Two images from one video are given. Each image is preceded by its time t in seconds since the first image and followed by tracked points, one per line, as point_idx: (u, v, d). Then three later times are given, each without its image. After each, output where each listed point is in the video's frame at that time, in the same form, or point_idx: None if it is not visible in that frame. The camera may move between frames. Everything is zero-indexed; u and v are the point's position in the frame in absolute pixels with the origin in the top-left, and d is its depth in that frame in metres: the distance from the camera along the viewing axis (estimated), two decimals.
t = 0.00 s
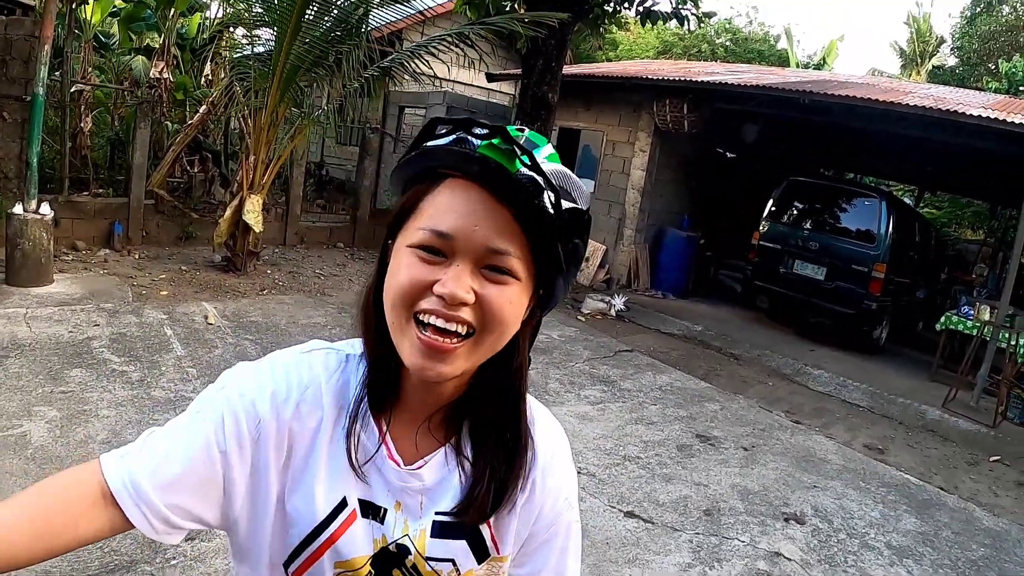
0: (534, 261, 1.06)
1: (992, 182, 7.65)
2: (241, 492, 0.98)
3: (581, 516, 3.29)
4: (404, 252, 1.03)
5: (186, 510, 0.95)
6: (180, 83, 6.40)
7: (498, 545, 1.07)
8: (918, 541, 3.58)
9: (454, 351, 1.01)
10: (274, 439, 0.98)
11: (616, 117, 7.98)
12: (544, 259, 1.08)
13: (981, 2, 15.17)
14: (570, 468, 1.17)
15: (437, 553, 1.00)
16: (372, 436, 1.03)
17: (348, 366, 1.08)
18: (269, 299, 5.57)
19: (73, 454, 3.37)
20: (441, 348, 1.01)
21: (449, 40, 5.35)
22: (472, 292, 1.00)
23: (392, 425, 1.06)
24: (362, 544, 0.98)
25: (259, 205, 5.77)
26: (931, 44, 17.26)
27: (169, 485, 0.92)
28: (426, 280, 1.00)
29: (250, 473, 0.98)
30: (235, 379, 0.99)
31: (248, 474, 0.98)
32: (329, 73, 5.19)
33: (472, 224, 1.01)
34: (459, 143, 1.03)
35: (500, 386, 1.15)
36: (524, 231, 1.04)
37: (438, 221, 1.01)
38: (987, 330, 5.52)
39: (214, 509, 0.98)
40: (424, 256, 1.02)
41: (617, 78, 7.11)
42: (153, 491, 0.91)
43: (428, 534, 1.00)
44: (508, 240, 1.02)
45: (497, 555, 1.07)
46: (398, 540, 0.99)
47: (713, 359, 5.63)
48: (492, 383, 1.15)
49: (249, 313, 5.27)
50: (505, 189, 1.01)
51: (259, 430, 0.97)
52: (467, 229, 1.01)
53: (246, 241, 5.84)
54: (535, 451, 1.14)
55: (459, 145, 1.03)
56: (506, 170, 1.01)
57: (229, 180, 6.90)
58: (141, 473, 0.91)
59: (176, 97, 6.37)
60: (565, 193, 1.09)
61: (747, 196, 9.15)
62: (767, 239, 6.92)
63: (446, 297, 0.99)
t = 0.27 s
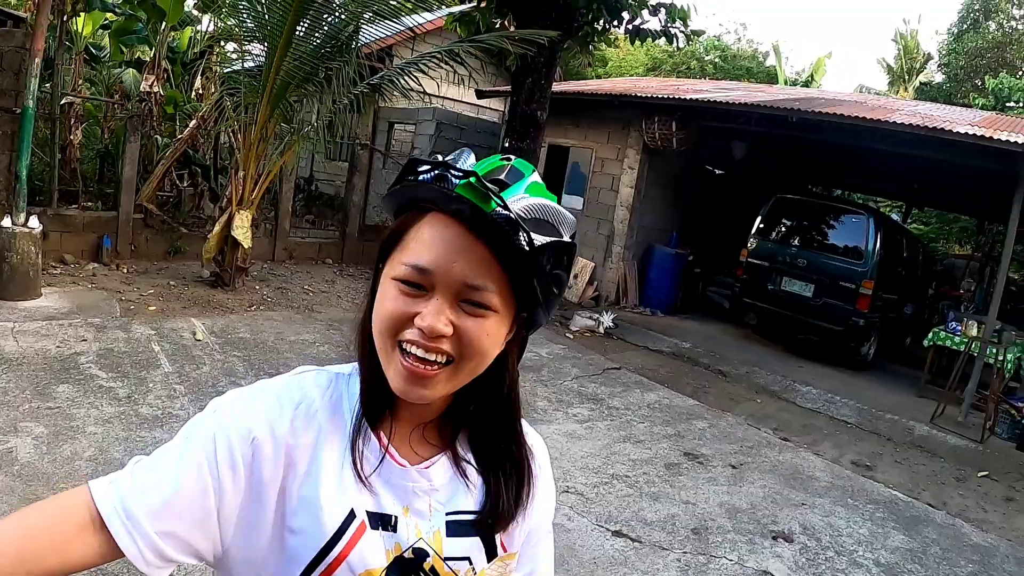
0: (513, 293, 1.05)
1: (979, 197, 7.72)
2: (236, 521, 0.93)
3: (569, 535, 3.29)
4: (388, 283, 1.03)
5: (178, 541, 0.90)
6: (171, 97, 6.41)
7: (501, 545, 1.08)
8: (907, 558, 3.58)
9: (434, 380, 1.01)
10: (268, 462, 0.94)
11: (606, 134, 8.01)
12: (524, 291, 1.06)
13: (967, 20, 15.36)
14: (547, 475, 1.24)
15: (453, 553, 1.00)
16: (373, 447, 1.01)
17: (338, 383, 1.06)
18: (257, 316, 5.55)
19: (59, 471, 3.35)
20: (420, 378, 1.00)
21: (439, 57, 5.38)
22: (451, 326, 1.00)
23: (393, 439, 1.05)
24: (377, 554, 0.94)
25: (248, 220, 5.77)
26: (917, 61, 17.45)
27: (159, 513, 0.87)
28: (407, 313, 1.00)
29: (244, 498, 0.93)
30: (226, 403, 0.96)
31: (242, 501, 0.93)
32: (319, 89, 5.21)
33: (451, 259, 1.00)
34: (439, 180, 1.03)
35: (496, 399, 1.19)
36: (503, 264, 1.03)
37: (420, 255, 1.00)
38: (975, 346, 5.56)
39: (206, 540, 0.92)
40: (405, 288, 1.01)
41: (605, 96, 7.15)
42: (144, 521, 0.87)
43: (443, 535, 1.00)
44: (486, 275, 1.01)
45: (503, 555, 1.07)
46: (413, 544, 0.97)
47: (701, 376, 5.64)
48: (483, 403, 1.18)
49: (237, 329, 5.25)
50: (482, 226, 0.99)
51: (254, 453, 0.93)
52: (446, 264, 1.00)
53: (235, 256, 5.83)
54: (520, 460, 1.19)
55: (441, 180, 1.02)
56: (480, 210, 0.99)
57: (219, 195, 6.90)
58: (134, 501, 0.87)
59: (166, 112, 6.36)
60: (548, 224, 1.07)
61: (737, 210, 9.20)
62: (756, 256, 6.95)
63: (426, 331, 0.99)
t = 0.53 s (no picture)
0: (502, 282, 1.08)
1: (978, 204, 7.73)
2: (245, 521, 0.96)
3: (568, 543, 3.28)
4: (381, 294, 1.03)
5: (191, 541, 0.93)
6: (171, 102, 6.43)
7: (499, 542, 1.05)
8: (906, 565, 3.58)
9: (443, 375, 1.03)
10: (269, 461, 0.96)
11: (605, 140, 8.02)
12: (508, 277, 1.10)
13: (964, 26, 15.41)
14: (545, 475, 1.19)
15: (451, 546, 0.98)
16: (369, 447, 1.02)
17: (331, 389, 1.07)
18: (256, 322, 5.55)
19: (57, 476, 3.34)
20: (428, 375, 1.02)
21: (439, 64, 5.39)
22: (452, 322, 1.02)
23: (389, 438, 1.06)
24: (375, 547, 0.94)
25: (248, 226, 5.78)
26: (916, 68, 17.50)
27: (172, 513, 0.90)
28: (406, 319, 1.01)
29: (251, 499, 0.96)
30: (230, 409, 0.99)
31: (249, 501, 0.96)
32: (319, 95, 5.22)
33: (442, 260, 1.02)
34: (416, 190, 1.03)
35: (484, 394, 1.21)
36: (488, 255, 1.05)
37: (412, 261, 1.01)
38: (974, 352, 5.56)
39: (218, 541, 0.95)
40: (402, 295, 1.01)
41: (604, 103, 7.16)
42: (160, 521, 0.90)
43: (440, 530, 0.99)
44: (476, 268, 1.04)
45: (501, 552, 1.04)
46: (411, 538, 0.96)
47: (700, 383, 5.64)
48: (473, 401, 1.19)
49: (236, 335, 5.25)
50: (463, 228, 1.02)
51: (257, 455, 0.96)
52: (439, 265, 1.02)
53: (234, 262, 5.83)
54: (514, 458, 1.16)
55: (416, 189, 1.03)
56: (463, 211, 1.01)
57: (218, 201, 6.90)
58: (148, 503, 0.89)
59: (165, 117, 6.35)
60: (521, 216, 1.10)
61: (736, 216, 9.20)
62: (755, 263, 6.95)
63: (431, 331, 1.00)
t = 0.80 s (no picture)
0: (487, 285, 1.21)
1: (985, 215, 7.71)
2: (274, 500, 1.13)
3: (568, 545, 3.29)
4: (381, 320, 1.14)
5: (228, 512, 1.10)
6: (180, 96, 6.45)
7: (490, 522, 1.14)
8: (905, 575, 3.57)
9: (444, 378, 1.15)
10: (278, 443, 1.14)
11: (613, 143, 8.02)
12: (490, 279, 1.21)
13: (976, 36, 15.36)
14: (557, 467, 1.25)
15: (434, 521, 1.08)
16: (369, 434, 1.15)
17: (333, 392, 1.23)
18: (262, 317, 5.56)
19: (60, 468, 3.45)
20: (433, 381, 1.14)
21: (450, 64, 5.36)
22: (451, 334, 1.13)
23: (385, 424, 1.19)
24: (366, 516, 1.07)
25: (255, 222, 5.74)
26: (926, 77, 17.45)
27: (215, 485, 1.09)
28: (410, 339, 1.12)
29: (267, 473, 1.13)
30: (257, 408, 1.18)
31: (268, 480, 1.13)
32: (329, 92, 5.20)
33: (433, 283, 1.12)
34: (404, 225, 1.10)
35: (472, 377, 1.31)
36: (470, 266, 1.15)
37: (407, 287, 1.12)
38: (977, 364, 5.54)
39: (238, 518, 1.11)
40: (403, 317, 1.12)
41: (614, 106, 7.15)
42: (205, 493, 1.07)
43: (426, 504, 1.10)
44: (463, 280, 1.15)
45: (493, 531, 1.14)
46: (397, 511, 1.08)
47: (703, 389, 5.63)
48: (465, 389, 1.29)
49: (241, 330, 5.26)
50: (452, 254, 1.13)
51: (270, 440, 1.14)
52: (431, 286, 1.12)
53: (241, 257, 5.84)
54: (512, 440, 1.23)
55: (404, 221, 1.10)
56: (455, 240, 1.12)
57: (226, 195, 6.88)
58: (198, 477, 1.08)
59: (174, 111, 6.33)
60: (495, 211, 1.20)
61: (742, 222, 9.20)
62: (760, 269, 6.95)
63: (433, 347, 1.12)
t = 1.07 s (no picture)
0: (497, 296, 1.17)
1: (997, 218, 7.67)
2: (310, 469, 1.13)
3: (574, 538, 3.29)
4: (390, 327, 1.13)
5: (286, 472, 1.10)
6: (194, 82, 6.45)
7: (480, 503, 1.13)
8: None
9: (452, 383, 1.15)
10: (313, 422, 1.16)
11: (626, 138, 8.01)
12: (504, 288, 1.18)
13: (992, 38, 15.29)
14: (562, 458, 1.21)
15: (421, 497, 1.11)
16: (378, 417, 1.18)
17: (356, 379, 1.26)
18: (272, 304, 5.58)
19: (70, 449, 3.48)
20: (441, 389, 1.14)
21: (464, 54, 5.37)
22: (459, 347, 1.13)
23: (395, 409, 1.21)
24: (359, 490, 1.10)
25: (266, 209, 5.75)
26: (941, 78, 17.35)
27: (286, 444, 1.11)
28: (417, 354, 1.12)
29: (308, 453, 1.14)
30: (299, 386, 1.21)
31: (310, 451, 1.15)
32: (343, 81, 5.23)
33: (444, 302, 1.11)
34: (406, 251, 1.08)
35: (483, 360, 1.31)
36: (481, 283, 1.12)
37: (417, 304, 1.10)
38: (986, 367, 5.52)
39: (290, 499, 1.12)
40: (411, 328, 1.12)
41: (627, 100, 7.13)
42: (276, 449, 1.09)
43: (416, 480, 1.12)
44: (473, 298, 1.12)
45: (480, 512, 1.13)
46: (390, 487, 1.11)
47: (712, 386, 5.62)
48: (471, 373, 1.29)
49: (251, 316, 5.28)
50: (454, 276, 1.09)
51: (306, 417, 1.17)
52: (441, 304, 1.11)
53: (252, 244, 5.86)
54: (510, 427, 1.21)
55: (408, 251, 1.08)
56: (469, 259, 1.10)
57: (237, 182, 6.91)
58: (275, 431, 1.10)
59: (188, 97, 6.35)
60: (512, 232, 1.19)
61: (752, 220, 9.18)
62: (771, 267, 6.95)
63: (441, 364, 1.12)
